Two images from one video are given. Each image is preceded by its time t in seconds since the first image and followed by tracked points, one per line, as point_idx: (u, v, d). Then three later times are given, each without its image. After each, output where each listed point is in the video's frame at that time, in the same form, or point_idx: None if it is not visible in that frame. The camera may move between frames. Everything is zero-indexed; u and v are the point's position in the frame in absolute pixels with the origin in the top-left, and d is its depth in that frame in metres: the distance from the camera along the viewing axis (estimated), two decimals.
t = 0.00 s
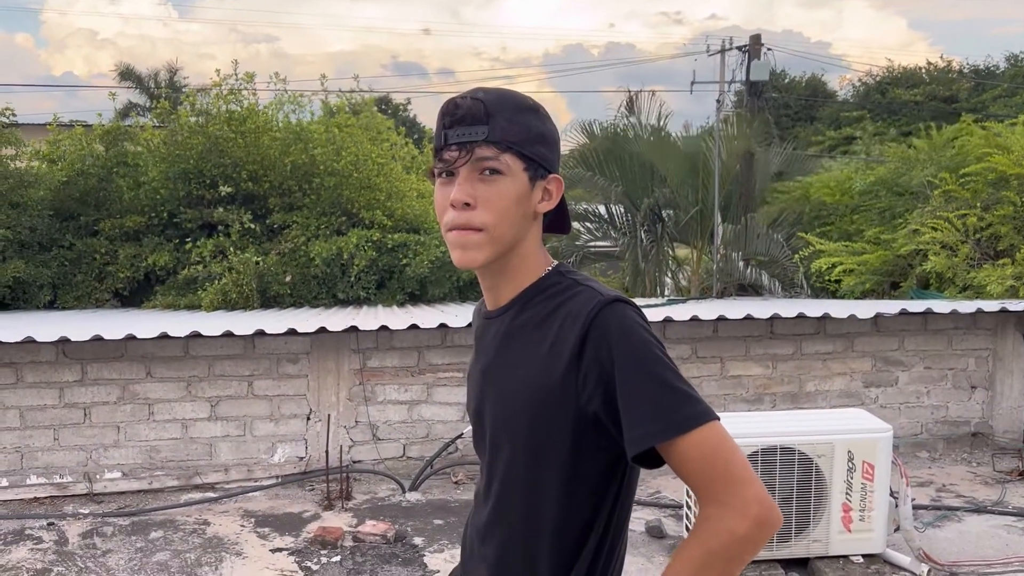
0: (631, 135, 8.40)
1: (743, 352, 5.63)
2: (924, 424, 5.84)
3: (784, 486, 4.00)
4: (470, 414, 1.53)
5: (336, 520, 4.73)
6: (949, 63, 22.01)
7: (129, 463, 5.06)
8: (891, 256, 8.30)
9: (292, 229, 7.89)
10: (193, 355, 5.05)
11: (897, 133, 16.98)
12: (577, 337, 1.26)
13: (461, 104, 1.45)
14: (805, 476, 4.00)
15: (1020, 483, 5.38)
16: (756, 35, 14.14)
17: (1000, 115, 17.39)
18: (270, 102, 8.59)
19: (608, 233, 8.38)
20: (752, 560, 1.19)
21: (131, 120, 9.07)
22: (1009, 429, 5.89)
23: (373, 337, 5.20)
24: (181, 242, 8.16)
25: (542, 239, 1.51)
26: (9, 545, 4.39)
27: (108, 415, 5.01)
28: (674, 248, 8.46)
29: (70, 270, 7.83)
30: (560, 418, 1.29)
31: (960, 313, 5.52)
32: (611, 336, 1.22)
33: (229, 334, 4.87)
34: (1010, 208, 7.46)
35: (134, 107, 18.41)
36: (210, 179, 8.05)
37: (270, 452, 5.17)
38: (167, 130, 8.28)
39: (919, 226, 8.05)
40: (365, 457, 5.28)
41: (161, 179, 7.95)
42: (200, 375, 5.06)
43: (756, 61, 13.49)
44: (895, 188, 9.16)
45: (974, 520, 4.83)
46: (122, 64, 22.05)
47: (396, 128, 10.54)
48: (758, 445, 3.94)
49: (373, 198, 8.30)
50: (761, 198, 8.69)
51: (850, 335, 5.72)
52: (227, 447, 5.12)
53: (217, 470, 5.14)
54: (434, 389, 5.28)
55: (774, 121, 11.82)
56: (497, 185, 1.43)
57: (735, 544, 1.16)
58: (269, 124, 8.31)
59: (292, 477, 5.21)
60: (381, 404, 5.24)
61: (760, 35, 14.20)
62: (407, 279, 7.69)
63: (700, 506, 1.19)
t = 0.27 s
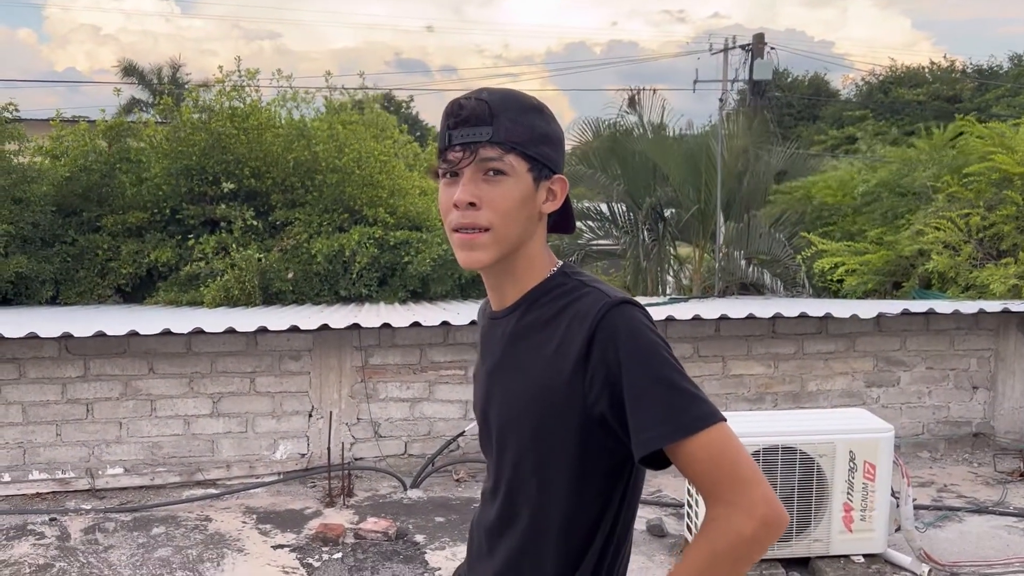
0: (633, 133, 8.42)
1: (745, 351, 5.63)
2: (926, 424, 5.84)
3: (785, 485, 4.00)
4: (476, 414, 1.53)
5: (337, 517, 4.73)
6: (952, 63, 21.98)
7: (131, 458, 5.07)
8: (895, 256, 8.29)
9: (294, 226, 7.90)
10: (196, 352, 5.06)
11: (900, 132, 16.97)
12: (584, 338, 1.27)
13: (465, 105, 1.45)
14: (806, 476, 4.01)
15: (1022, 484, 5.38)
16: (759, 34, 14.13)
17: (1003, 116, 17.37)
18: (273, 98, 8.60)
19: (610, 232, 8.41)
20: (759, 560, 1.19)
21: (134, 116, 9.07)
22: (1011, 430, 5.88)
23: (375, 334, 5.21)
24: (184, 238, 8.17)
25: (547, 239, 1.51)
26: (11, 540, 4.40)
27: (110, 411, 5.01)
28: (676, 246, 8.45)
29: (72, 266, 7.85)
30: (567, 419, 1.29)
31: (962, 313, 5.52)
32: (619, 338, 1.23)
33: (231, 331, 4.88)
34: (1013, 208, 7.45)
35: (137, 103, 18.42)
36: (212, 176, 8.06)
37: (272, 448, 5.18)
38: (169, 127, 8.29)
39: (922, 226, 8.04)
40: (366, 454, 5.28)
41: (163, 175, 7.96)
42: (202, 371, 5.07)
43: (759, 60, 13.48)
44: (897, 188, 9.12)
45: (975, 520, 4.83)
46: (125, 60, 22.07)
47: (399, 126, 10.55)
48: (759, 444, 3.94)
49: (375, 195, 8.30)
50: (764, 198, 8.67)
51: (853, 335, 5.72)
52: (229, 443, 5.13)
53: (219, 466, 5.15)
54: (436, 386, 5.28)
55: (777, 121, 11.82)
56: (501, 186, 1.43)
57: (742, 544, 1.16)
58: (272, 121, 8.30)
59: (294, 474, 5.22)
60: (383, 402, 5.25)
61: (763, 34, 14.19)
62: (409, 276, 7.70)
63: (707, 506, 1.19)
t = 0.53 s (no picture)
0: (635, 132, 8.41)
1: (746, 351, 5.63)
2: (926, 424, 5.84)
3: (786, 486, 4.00)
4: (482, 416, 1.53)
5: (338, 515, 4.74)
6: (954, 63, 21.96)
7: (132, 456, 5.07)
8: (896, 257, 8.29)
9: (295, 223, 7.90)
10: (196, 349, 5.06)
11: (902, 132, 16.96)
12: (590, 341, 1.27)
13: (469, 107, 1.46)
14: (807, 476, 4.01)
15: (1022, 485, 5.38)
16: (761, 33, 14.12)
17: (1004, 116, 17.36)
18: (274, 96, 8.58)
19: (611, 232, 8.42)
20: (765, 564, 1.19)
21: (135, 112, 9.07)
22: (1012, 431, 5.88)
23: (376, 332, 5.21)
24: (185, 235, 8.19)
25: (552, 241, 1.51)
26: (12, 537, 4.40)
27: (111, 409, 5.02)
28: (676, 246, 8.46)
29: (73, 263, 7.87)
30: (573, 421, 1.29)
31: (963, 314, 5.52)
32: (626, 340, 1.23)
33: (232, 328, 4.88)
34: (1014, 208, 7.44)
35: (138, 99, 18.41)
36: (214, 173, 8.06)
37: (273, 446, 5.18)
38: (170, 123, 8.27)
39: (923, 227, 8.04)
40: (367, 453, 5.28)
41: (164, 172, 7.96)
42: (203, 369, 5.07)
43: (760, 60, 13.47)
44: (898, 189, 9.08)
45: (976, 521, 4.83)
46: (126, 57, 22.03)
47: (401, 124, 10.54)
48: (760, 444, 3.94)
49: (377, 193, 8.29)
50: (765, 197, 8.66)
51: (854, 335, 5.71)
52: (230, 441, 5.13)
53: (220, 464, 5.15)
54: (437, 385, 5.29)
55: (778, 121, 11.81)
56: (506, 187, 1.43)
57: (748, 547, 1.16)
58: (273, 118, 8.27)
59: (294, 472, 5.22)
60: (383, 400, 5.25)
61: (765, 33, 14.19)
62: (410, 274, 7.70)
63: (713, 509, 1.19)
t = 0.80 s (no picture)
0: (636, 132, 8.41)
1: (746, 351, 5.63)
2: (926, 425, 5.84)
3: (786, 485, 4.00)
4: (484, 416, 1.53)
5: (337, 513, 4.74)
6: (955, 63, 21.96)
7: (131, 453, 5.07)
8: (896, 257, 8.27)
9: (295, 221, 7.89)
10: (196, 347, 5.05)
11: (903, 132, 16.96)
12: (593, 340, 1.27)
13: (472, 105, 1.45)
14: (806, 476, 4.01)
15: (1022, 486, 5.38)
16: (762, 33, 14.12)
17: (1005, 116, 17.36)
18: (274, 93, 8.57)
19: (611, 231, 8.42)
20: (769, 564, 1.19)
21: (135, 110, 9.06)
22: (1012, 432, 5.87)
23: (376, 331, 5.20)
24: (185, 233, 8.19)
25: (555, 240, 1.51)
26: (11, 533, 4.40)
27: (110, 406, 5.01)
28: (676, 245, 8.46)
29: (73, 260, 7.88)
30: (576, 421, 1.29)
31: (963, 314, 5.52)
32: (628, 340, 1.22)
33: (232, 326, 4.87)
34: (1015, 209, 7.44)
35: (138, 96, 18.39)
36: (214, 170, 8.04)
37: (272, 444, 5.18)
38: (171, 121, 8.25)
39: (924, 227, 8.03)
40: (366, 451, 5.28)
41: (165, 169, 7.94)
42: (203, 367, 5.07)
43: (761, 59, 13.46)
44: (898, 189, 9.10)
45: (975, 521, 4.83)
46: (126, 53, 22.01)
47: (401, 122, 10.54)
48: (760, 444, 3.94)
49: (377, 191, 8.28)
50: (765, 197, 8.66)
51: (854, 335, 5.71)
52: (230, 439, 5.13)
53: (219, 461, 5.15)
54: (437, 383, 5.28)
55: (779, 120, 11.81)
56: (508, 185, 1.42)
57: (751, 548, 1.15)
58: (273, 116, 8.26)
59: (294, 470, 5.22)
60: (383, 399, 5.24)
61: (766, 33, 14.18)
62: (410, 273, 7.70)
63: (716, 509, 1.19)
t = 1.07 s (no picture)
0: (637, 131, 8.42)
1: (746, 351, 5.62)
2: (926, 426, 5.83)
3: (785, 486, 3.99)
4: (483, 416, 1.52)
5: (336, 513, 4.73)
6: (956, 64, 21.95)
7: (130, 452, 5.06)
8: (896, 257, 8.26)
9: (295, 220, 7.89)
10: (196, 346, 5.05)
11: (904, 133, 16.96)
12: (592, 339, 1.26)
13: (469, 104, 1.45)
14: (806, 476, 4.00)
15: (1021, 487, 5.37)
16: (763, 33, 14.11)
17: (1006, 117, 17.35)
18: (274, 92, 8.56)
19: (611, 231, 8.38)
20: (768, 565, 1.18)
21: (135, 108, 9.05)
22: (1011, 432, 5.88)
23: (376, 330, 5.20)
24: (186, 231, 8.19)
25: (554, 238, 1.50)
26: (9, 532, 4.40)
27: (109, 405, 5.01)
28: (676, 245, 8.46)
29: (73, 258, 7.89)
30: (576, 421, 1.28)
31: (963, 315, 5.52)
32: (628, 339, 1.22)
33: (231, 325, 4.86)
34: (1015, 209, 7.44)
35: (138, 95, 18.38)
36: (214, 169, 8.04)
37: (271, 443, 5.17)
38: (171, 119, 8.25)
39: (924, 228, 8.02)
40: (366, 450, 5.28)
41: (165, 168, 7.96)
42: (202, 365, 5.07)
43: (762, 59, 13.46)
44: (898, 189, 9.11)
45: (975, 523, 4.83)
46: (127, 52, 22.01)
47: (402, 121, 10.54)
48: (760, 444, 3.94)
49: (377, 191, 8.28)
50: (766, 197, 8.66)
51: (854, 336, 5.70)
52: (229, 438, 5.13)
53: (218, 460, 5.14)
54: (436, 383, 5.28)
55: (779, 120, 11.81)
56: (506, 184, 1.42)
57: (751, 549, 1.15)
58: (273, 115, 8.25)
59: (293, 470, 5.21)
60: (383, 398, 5.24)
61: (767, 33, 14.17)
62: (409, 272, 7.69)
63: (716, 510, 1.19)
